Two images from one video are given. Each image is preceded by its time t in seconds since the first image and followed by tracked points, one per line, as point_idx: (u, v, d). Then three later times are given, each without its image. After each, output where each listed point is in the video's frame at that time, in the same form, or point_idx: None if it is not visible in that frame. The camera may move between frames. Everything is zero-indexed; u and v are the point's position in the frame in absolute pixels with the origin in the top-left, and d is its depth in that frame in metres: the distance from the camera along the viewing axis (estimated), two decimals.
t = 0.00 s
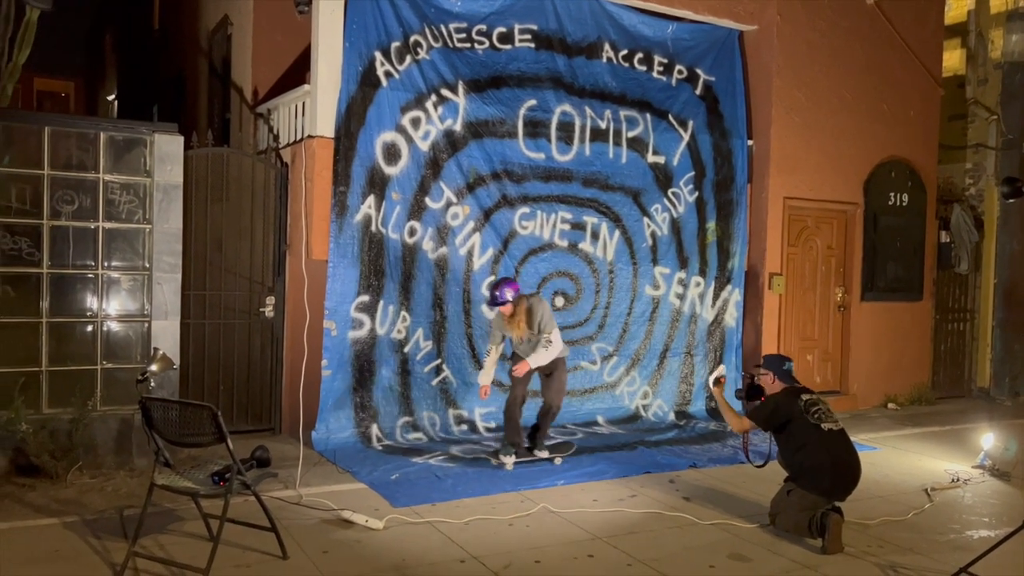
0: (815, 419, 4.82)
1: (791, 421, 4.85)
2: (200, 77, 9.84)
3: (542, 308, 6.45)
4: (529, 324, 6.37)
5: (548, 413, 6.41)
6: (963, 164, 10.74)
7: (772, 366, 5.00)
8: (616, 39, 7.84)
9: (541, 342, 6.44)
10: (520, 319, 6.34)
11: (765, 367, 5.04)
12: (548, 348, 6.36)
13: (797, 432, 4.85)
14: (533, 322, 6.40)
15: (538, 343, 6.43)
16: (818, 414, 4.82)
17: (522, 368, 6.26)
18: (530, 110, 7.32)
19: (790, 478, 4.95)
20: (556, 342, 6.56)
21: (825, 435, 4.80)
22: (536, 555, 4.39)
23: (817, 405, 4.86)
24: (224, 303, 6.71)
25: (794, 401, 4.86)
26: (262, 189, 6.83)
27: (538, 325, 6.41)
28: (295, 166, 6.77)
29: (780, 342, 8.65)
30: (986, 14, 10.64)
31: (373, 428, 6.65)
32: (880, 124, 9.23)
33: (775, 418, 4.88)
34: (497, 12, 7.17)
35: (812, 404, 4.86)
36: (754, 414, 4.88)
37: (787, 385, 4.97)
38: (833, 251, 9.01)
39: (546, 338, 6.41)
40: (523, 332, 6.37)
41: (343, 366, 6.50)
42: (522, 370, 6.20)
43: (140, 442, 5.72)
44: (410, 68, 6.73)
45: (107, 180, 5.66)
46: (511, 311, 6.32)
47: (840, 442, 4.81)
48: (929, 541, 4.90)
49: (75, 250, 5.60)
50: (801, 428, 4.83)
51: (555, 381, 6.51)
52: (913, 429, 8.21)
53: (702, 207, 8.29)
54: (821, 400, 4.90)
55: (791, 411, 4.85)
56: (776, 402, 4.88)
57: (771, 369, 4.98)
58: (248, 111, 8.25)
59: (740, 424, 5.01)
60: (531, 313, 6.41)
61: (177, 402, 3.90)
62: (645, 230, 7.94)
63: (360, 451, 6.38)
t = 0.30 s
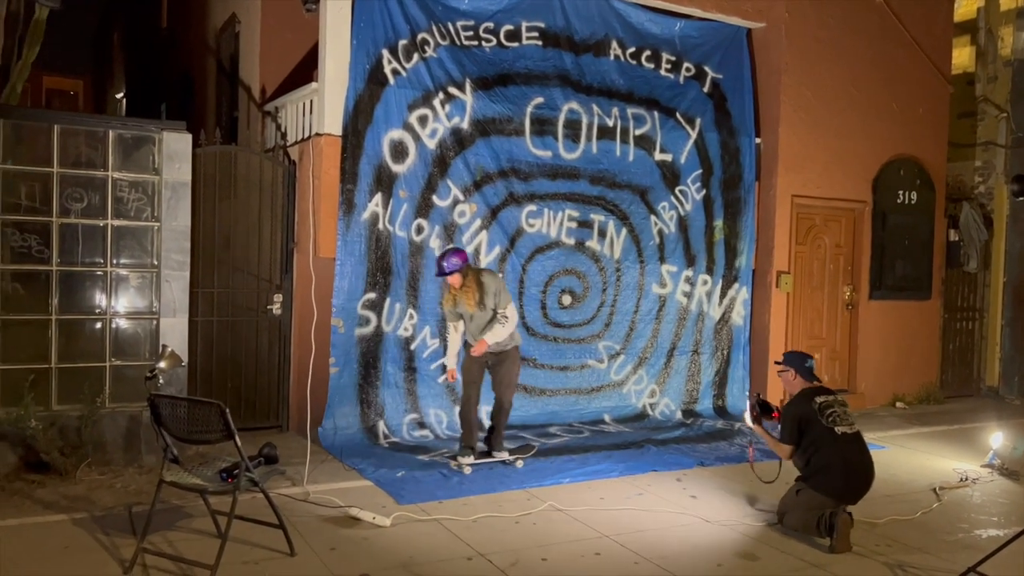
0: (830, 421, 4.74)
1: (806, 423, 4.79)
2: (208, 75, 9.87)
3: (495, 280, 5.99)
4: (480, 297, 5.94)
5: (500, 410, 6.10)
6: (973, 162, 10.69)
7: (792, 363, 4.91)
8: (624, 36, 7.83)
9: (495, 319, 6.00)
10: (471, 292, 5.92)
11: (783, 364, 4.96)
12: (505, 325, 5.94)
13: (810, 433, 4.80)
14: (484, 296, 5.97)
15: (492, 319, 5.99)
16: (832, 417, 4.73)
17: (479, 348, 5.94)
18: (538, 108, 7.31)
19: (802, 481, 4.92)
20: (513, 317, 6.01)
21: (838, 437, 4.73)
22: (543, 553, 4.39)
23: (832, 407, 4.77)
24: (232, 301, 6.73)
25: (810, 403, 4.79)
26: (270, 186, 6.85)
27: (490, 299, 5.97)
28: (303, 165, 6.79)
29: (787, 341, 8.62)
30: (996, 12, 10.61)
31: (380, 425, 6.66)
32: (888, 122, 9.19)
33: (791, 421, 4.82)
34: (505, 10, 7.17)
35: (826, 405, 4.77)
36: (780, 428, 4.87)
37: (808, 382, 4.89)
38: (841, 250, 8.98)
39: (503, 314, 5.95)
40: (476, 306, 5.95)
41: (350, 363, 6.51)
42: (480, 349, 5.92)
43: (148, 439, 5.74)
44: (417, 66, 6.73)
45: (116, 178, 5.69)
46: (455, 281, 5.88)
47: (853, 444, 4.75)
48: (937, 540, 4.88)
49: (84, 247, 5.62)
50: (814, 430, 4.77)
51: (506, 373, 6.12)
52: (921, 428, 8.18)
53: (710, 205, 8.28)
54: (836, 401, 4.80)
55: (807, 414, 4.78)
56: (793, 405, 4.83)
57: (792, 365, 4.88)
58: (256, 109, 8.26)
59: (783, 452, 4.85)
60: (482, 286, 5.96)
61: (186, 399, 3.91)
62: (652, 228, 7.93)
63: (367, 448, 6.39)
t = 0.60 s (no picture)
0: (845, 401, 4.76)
1: (822, 403, 4.81)
2: (216, 74, 9.88)
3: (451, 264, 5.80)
4: (434, 281, 5.77)
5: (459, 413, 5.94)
6: (983, 161, 10.63)
7: (812, 352, 4.96)
8: (631, 35, 7.82)
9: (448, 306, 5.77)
10: (424, 273, 5.77)
11: (803, 354, 5.00)
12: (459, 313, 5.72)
13: (826, 417, 4.79)
14: (437, 281, 5.77)
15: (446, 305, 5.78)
16: (848, 396, 4.76)
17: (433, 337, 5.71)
18: (545, 107, 7.31)
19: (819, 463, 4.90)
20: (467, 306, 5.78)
21: (852, 418, 4.72)
22: (550, 551, 4.40)
23: (848, 388, 4.81)
24: (240, 299, 6.75)
25: (826, 382, 4.85)
26: (278, 185, 6.87)
27: (443, 285, 5.77)
28: (311, 163, 6.80)
29: (795, 340, 8.60)
30: (1007, 9, 10.55)
31: (387, 423, 6.67)
32: (897, 120, 9.15)
33: (808, 400, 4.86)
34: (512, 8, 7.17)
35: (843, 387, 4.81)
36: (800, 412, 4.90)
37: (828, 370, 4.93)
38: (849, 248, 8.95)
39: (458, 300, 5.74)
40: (429, 290, 5.78)
41: (357, 361, 6.53)
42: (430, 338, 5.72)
43: (158, 437, 5.77)
44: (425, 64, 6.74)
45: (125, 177, 5.71)
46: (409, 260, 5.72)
47: (871, 426, 4.74)
48: (946, 540, 4.86)
49: (93, 245, 5.65)
50: (831, 411, 4.77)
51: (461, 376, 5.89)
52: (930, 427, 8.15)
53: (718, 203, 8.26)
54: (853, 385, 4.84)
55: (823, 394, 4.82)
56: (810, 385, 4.89)
57: (812, 355, 4.93)
58: (265, 108, 8.29)
59: (806, 436, 4.87)
60: (437, 269, 5.78)
61: (194, 397, 3.93)
62: (660, 226, 7.92)
63: (374, 446, 6.41)
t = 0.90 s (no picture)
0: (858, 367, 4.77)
1: (837, 370, 4.79)
2: (226, 73, 9.89)
3: (413, 258, 5.80)
4: (397, 274, 5.75)
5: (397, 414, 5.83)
6: (994, 159, 10.56)
7: (821, 333, 4.97)
8: (640, 33, 7.80)
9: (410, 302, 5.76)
10: (388, 264, 5.74)
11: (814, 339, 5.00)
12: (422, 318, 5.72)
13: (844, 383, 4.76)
14: (401, 274, 5.76)
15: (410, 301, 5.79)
16: (861, 361, 4.79)
17: (400, 340, 5.68)
18: (554, 105, 7.31)
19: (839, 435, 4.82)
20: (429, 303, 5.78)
21: (868, 380, 4.72)
22: (558, 550, 4.40)
23: (860, 354, 4.85)
24: (249, 297, 6.77)
25: (839, 350, 4.86)
26: (287, 183, 6.88)
27: (406, 279, 5.76)
28: (320, 162, 6.82)
29: (804, 339, 8.57)
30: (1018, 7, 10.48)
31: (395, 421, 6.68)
32: (908, 118, 9.11)
33: (824, 368, 4.83)
34: (521, 7, 7.16)
35: (855, 353, 4.85)
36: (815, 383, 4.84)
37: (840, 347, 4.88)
38: (859, 247, 8.91)
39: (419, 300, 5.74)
40: (392, 283, 5.76)
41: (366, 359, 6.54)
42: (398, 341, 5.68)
43: (167, 434, 5.80)
44: (434, 63, 6.74)
45: (136, 175, 5.74)
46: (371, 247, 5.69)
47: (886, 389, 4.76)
48: (956, 541, 4.84)
49: (104, 244, 5.68)
50: (847, 377, 4.76)
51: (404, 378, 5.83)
52: (940, 427, 8.11)
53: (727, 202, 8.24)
54: (863, 353, 4.88)
55: (838, 362, 4.81)
56: (824, 355, 4.88)
57: (822, 334, 4.94)
58: (274, 107, 8.32)
59: (821, 408, 4.70)
60: (399, 260, 5.77)
61: (204, 395, 3.94)
62: (669, 225, 7.90)
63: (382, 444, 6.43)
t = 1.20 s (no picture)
0: (879, 327, 4.75)
1: (858, 330, 4.77)
2: (239, 73, 9.94)
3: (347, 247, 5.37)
4: (332, 267, 5.34)
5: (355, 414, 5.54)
6: (1009, 159, 10.48)
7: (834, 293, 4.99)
8: (652, 32, 7.79)
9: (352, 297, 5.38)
10: (321, 257, 5.29)
11: (829, 301, 5.01)
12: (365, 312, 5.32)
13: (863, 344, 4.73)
14: (336, 266, 5.35)
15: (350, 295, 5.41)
16: (880, 324, 4.76)
17: (350, 341, 5.29)
18: (566, 104, 7.31)
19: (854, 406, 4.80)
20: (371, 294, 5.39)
21: (886, 345, 4.69)
22: (569, 549, 4.41)
23: (879, 316, 4.81)
24: (262, 295, 6.79)
25: (858, 311, 4.83)
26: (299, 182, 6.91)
27: (342, 271, 5.35)
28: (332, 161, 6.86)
29: (816, 339, 8.53)
30: None
31: (406, 420, 6.70)
32: (922, 117, 9.06)
33: (843, 326, 4.79)
34: (533, 6, 7.16)
35: (875, 315, 4.81)
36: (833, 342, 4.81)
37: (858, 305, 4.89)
38: (872, 247, 8.85)
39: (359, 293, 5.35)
40: (327, 277, 5.35)
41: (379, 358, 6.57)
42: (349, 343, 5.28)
43: (180, 432, 5.83)
44: (446, 63, 6.75)
45: (150, 174, 5.78)
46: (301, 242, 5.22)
47: (905, 354, 4.72)
48: (969, 542, 4.82)
49: (118, 242, 5.72)
50: (866, 337, 4.73)
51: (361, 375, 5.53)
52: (953, 428, 8.07)
53: (739, 201, 8.21)
54: (883, 315, 4.85)
55: (858, 321, 4.79)
56: (844, 313, 4.86)
57: (835, 293, 4.96)
58: (287, 106, 8.35)
59: (841, 361, 4.73)
60: (331, 252, 5.34)
61: (217, 392, 3.97)
62: (681, 224, 7.89)
63: (393, 442, 6.45)
